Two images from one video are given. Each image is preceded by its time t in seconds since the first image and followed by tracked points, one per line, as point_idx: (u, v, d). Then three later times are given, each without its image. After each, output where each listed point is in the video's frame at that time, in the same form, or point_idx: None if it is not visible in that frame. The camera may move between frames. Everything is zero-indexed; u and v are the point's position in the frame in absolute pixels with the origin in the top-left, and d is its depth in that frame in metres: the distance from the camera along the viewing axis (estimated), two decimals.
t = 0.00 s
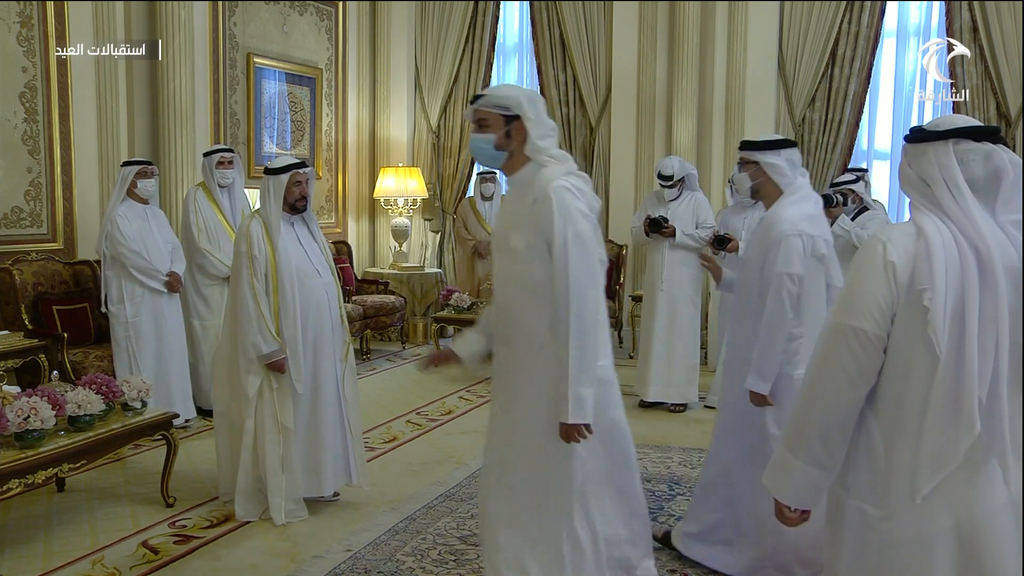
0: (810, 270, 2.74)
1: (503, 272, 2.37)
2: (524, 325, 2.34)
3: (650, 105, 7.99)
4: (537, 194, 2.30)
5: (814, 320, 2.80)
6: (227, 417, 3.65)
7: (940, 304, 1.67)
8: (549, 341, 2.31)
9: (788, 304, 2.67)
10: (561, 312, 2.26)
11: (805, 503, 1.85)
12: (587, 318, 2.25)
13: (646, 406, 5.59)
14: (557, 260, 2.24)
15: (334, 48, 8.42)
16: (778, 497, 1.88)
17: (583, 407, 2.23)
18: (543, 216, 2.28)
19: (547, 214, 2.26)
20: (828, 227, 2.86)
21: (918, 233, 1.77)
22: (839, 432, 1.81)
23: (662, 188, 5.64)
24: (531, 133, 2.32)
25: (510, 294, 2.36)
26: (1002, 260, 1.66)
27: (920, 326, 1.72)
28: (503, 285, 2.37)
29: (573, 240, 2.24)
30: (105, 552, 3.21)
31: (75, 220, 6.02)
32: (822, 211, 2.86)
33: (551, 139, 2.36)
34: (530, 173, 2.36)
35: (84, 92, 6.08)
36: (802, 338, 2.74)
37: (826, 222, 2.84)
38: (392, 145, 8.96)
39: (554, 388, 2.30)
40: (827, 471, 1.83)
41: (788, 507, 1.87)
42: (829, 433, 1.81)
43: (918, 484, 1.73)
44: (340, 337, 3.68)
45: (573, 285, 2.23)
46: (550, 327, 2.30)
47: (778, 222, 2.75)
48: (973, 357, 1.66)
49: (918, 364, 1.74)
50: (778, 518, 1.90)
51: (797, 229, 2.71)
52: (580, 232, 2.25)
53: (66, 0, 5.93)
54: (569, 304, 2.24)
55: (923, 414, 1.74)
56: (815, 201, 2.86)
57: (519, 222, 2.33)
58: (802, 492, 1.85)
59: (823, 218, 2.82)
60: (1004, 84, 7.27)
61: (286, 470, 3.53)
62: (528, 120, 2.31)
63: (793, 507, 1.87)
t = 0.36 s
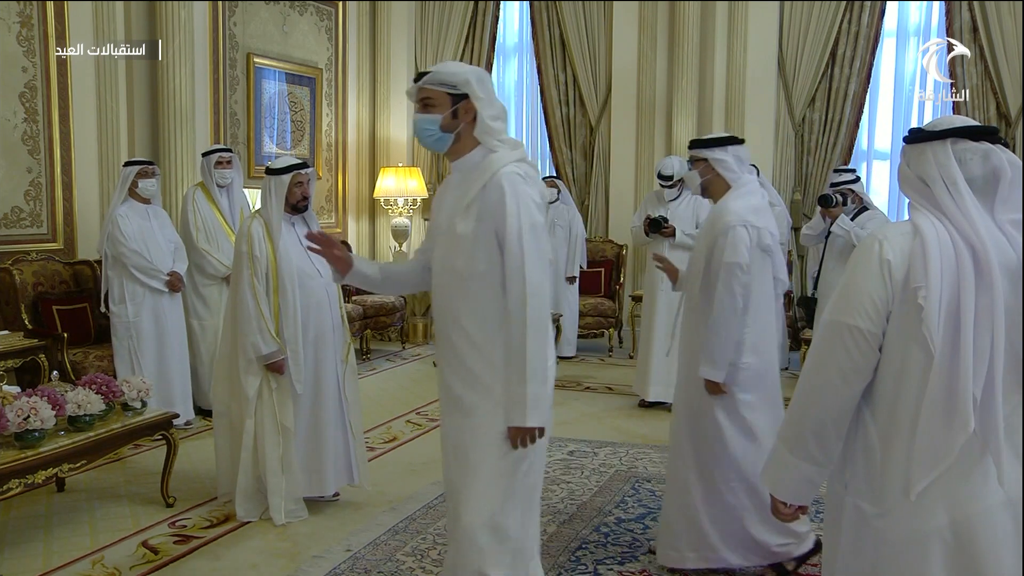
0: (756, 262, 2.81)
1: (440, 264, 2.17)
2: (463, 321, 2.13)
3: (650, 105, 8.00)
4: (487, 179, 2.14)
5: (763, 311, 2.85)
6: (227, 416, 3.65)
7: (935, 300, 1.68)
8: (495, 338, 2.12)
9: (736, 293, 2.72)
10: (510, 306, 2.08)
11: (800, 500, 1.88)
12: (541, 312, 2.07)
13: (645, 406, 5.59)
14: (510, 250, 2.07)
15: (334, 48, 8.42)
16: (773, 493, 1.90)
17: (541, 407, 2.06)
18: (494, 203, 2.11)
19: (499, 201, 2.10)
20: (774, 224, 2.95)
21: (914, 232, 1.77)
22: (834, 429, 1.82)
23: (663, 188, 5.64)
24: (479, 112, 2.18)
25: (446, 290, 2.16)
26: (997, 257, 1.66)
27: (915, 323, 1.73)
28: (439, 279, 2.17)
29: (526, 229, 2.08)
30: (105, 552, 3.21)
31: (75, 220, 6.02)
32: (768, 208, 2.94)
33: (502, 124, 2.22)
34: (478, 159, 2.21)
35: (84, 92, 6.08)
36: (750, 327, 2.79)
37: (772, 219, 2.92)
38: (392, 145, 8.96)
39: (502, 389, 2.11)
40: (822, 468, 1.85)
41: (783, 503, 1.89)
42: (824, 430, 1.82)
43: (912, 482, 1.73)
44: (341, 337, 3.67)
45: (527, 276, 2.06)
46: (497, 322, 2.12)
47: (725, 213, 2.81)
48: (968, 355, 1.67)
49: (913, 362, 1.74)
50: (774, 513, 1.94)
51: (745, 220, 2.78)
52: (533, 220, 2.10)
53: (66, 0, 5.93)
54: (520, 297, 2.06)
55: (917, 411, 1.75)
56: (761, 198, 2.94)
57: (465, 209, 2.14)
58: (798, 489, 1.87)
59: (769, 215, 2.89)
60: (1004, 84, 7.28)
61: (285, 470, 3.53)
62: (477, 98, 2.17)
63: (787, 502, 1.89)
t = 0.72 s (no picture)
0: (727, 258, 2.78)
1: (386, 285, 1.91)
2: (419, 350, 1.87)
3: (650, 106, 8.00)
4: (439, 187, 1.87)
5: (736, 306, 2.82)
6: (227, 416, 3.65)
7: (937, 299, 1.68)
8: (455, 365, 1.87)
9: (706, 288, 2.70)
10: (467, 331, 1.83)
11: (801, 497, 1.88)
12: (502, 337, 1.81)
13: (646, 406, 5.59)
14: (464, 270, 1.81)
15: (334, 48, 8.42)
16: (775, 491, 1.90)
17: (506, 445, 1.80)
18: (447, 216, 1.85)
19: (453, 215, 1.83)
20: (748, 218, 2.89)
21: (917, 231, 1.77)
22: (835, 427, 1.82)
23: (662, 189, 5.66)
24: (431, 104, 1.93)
25: (393, 311, 1.90)
26: (1004, 257, 1.68)
27: (917, 321, 1.74)
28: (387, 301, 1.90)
29: (484, 244, 1.81)
30: (104, 552, 3.21)
31: (76, 220, 6.03)
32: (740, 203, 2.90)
33: (458, 120, 1.97)
34: (430, 161, 1.95)
35: (85, 93, 6.09)
36: (719, 324, 2.77)
37: (744, 213, 2.87)
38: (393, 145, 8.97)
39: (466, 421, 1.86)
40: (823, 466, 1.85)
41: (784, 501, 1.89)
42: (825, 429, 1.83)
43: (913, 481, 1.73)
44: (341, 338, 3.66)
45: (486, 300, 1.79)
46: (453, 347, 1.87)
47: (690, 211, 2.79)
48: (970, 353, 1.68)
49: (915, 362, 1.75)
50: (775, 511, 1.93)
51: (711, 216, 2.75)
52: (492, 235, 1.84)
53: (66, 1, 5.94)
54: (478, 322, 1.80)
55: (920, 409, 1.75)
56: (731, 193, 2.90)
57: (415, 222, 1.88)
58: (799, 486, 1.87)
59: (740, 209, 2.85)
60: (1004, 84, 7.27)
61: (286, 471, 3.53)
62: (428, 87, 1.92)
63: (788, 501, 1.89)
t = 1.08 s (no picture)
0: (701, 258, 2.76)
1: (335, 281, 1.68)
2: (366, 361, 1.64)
3: (650, 105, 8.00)
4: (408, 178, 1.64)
5: (713, 307, 2.80)
6: (228, 416, 3.65)
7: (944, 298, 1.72)
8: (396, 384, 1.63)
9: (678, 291, 2.70)
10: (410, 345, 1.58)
11: (803, 498, 1.90)
12: (446, 361, 1.55)
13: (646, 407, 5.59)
14: (419, 275, 1.57)
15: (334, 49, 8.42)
16: (776, 491, 1.92)
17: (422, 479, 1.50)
18: (413, 212, 1.62)
19: (419, 211, 1.60)
20: (728, 216, 2.86)
21: (921, 231, 1.81)
22: (839, 427, 1.85)
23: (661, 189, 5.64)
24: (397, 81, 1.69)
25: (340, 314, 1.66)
26: (1010, 257, 1.72)
27: (923, 321, 1.77)
28: (335, 301, 1.67)
29: (447, 251, 1.58)
30: (105, 552, 3.21)
31: (75, 220, 6.03)
32: (718, 201, 2.86)
33: (428, 101, 1.73)
34: (396, 148, 1.73)
35: (84, 92, 6.08)
36: (693, 326, 2.75)
37: (722, 212, 2.84)
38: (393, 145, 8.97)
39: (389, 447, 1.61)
40: (827, 466, 1.88)
41: (787, 502, 1.91)
42: (829, 429, 1.85)
43: (920, 481, 1.77)
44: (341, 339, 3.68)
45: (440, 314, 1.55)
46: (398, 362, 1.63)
47: (663, 210, 2.77)
48: (976, 353, 1.72)
49: (920, 361, 1.78)
50: (777, 511, 1.95)
51: (684, 216, 2.73)
52: (459, 241, 1.60)
53: (66, 1, 5.94)
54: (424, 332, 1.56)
55: (925, 409, 1.79)
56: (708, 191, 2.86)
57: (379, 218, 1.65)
58: (801, 486, 1.89)
59: (717, 207, 2.81)
60: (1004, 84, 7.26)
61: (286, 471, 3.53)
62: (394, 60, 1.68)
63: (790, 501, 1.91)
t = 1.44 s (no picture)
0: (660, 270, 2.72)
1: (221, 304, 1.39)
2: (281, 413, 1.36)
3: (650, 105, 7.97)
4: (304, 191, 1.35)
5: (674, 318, 2.76)
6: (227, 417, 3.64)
7: (950, 299, 1.72)
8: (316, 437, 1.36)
9: (632, 305, 2.67)
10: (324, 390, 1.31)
11: (805, 500, 1.91)
12: (369, 407, 1.30)
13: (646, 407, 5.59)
14: (330, 309, 1.29)
15: (333, 48, 8.42)
16: (778, 493, 1.94)
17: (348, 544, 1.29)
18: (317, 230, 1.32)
19: (321, 225, 1.31)
20: (693, 224, 2.80)
21: (926, 230, 1.81)
22: (843, 427, 1.86)
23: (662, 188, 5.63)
24: (279, 78, 1.40)
25: (240, 360, 1.38)
26: (1015, 258, 1.73)
27: (927, 322, 1.78)
28: (232, 346, 1.38)
29: (361, 269, 1.30)
30: (104, 553, 3.20)
31: (74, 219, 6.02)
32: (681, 210, 2.80)
33: (316, 101, 1.45)
34: (285, 158, 1.42)
35: (82, 91, 6.06)
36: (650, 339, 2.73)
37: (685, 220, 2.77)
38: (392, 145, 8.97)
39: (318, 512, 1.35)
40: (829, 468, 1.89)
41: (789, 504, 1.93)
42: (832, 431, 1.86)
43: (924, 482, 1.77)
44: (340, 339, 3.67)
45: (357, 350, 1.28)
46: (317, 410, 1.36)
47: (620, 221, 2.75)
48: (982, 354, 1.72)
49: (924, 362, 1.78)
50: (780, 514, 1.97)
51: (638, 228, 2.70)
52: (375, 259, 1.33)
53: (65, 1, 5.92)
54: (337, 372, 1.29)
55: (928, 410, 1.79)
56: (668, 199, 2.80)
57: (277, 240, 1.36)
58: (803, 487, 1.91)
59: (678, 216, 2.75)
60: (1005, 84, 7.25)
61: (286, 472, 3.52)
62: (273, 52, 1.39)
63: (793, 504, 1.93)
